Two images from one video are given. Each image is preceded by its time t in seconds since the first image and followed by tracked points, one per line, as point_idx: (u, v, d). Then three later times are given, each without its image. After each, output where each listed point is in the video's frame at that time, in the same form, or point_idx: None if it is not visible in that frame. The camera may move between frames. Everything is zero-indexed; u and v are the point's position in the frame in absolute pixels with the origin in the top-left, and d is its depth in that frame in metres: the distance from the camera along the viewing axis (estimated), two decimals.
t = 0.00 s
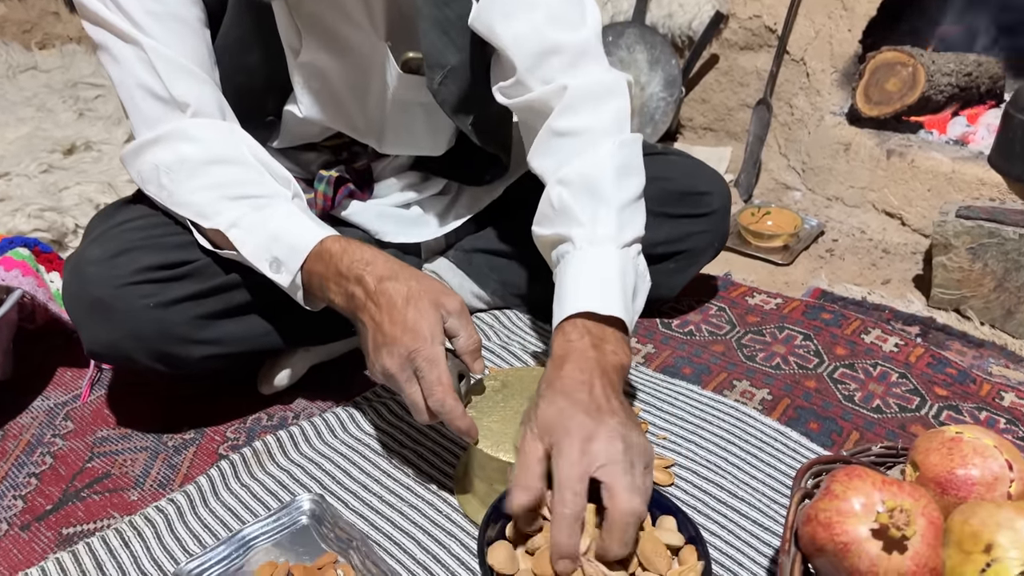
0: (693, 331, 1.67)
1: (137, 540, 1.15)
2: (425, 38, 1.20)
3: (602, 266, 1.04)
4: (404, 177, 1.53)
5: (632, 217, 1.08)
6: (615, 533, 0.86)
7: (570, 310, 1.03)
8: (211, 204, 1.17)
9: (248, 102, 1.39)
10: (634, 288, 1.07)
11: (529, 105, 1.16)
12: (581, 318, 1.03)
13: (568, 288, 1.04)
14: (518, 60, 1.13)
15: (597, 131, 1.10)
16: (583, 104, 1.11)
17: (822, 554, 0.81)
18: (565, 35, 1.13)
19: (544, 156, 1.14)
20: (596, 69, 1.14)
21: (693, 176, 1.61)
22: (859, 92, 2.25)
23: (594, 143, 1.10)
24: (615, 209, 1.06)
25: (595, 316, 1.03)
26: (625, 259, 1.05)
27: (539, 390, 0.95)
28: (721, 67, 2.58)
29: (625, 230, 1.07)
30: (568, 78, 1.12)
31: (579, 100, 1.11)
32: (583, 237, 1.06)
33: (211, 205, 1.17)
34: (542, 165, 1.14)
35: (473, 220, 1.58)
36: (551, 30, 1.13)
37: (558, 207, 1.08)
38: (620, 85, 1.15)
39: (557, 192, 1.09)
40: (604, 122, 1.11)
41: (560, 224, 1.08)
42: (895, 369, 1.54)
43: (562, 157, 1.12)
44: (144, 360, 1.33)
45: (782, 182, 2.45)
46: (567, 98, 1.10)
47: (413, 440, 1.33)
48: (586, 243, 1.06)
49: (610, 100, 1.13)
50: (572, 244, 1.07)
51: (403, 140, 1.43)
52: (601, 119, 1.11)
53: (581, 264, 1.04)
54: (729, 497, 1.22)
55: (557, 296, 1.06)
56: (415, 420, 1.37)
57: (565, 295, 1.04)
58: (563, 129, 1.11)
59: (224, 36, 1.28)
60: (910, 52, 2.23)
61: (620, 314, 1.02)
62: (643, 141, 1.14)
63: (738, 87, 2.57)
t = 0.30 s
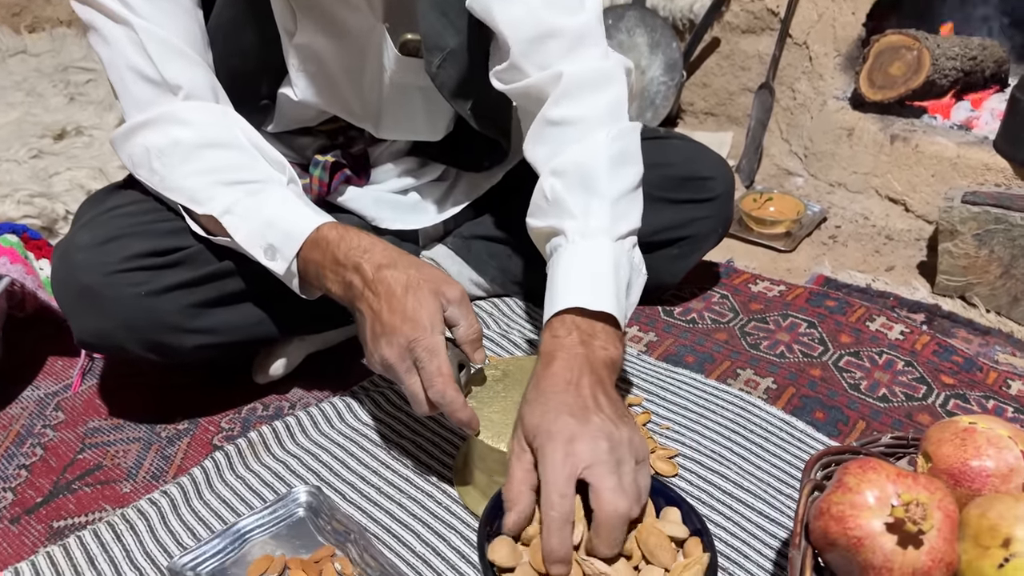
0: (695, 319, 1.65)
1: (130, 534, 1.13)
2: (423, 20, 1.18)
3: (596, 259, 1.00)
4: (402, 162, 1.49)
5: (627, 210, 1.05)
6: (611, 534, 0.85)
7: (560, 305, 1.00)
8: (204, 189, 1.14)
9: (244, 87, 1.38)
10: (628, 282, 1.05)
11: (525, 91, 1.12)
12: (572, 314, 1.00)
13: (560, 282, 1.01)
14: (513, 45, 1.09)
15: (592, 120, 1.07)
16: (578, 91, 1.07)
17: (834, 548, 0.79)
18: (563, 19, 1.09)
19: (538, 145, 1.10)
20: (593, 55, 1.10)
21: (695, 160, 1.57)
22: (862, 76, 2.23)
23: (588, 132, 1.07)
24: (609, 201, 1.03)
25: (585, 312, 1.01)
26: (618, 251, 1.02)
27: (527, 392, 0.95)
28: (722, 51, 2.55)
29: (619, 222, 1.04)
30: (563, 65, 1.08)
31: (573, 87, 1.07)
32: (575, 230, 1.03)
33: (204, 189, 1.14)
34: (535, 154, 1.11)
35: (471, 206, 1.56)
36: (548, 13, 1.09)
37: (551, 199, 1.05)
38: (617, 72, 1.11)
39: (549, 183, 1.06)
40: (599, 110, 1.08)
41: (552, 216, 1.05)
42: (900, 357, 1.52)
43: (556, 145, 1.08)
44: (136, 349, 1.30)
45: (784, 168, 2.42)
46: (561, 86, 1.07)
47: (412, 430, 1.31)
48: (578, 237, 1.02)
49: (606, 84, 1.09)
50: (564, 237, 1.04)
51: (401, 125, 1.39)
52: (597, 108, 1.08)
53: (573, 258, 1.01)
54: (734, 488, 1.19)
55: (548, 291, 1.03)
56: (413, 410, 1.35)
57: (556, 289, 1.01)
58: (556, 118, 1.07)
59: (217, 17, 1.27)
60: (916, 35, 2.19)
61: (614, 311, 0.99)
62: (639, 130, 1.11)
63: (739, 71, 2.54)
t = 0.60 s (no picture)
0: (694, 309, 1.64)
1: (123, 527, 1.11)
2: (419, 7, 1.16)
3: (597, 258, 0.99)
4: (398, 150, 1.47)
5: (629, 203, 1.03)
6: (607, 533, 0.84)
7: (563, 307, 0.99)
8: (197, 177, 1.12)
9: (236, 73, 1.36)
10: (633, 280, 1.03)
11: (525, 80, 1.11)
12: (576, 318, 0.99)
13: (562, 280, 1.00)
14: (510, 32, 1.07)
15: (591, 111, 1.05)
16: (576, 81, 1.06)
17: (837, 541, 0.77)
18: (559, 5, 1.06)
19: (537, 138, 1.09)
20: (590, 41, 1.08)
21: (696, 149, 1.56)
22: (862, 64, 2.22)
23: (588, 124, 1.05)
24: (611, 197, 1.01)
25: (590, 313, 0.99)
26: (621, 249, 1.00)
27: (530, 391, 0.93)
28: (721, 38, 2.53)
29: (622, 218, 1.02)
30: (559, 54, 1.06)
31: (571, 79, 1.05)
32: (577, 228, 1.01)
33: (197, 177, 1.12)
34: (535, 149, 1.09)
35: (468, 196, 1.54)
36: None
37: (550, 195, 1.04)
38: (616, 57, 1.08)
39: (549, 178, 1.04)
40: (597, 100, 1.05)
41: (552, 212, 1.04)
42: (901, 347, 1.51)
43: (556, 138, 1.07)
44: (129, 340, 1.29)
45: (783, 157, 2.41)
46: (558, 77, 1.05)
47: (409, 422, 1.29)
48: (580, 235, 1.01)
49: (605, 73, 1.07)
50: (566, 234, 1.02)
51: (397, 112, 1.37)
52: (596, 98, 1.06)
53: (575, 255, 0.99)
54: (735, 480, 1.18)
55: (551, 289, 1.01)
56: (409, 401, 1.33)
57: (558, 288, 1.00)
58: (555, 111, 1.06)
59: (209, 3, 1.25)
60: (917, 22, 2.16)
61: (617, 311, 0.98)
62: (640, 119, 1.09)
63: (738, 59, 2.52)
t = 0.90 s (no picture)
0: (691, 305, 1.63)
1: (118, 523, 1.11)
2: (418, 6, 1.15)
3: (613, 260, 0.99)
4: (395, 147, 1.47)
5: (637, 206, 1.03)
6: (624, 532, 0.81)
7: (577, 309, 0.98)
8: (190, 173, 1.11)
9: (232, 68, 1.36)
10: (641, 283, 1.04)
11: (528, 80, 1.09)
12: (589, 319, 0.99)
13: (573, 281, 0.99)
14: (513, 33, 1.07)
15: (599, 113, 1.04)
16: (586, 81, 1.05)
17: (835, 537, 0.77)
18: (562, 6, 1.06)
19: (543, 137, 1.08)
20: (595, 43, 1.08)
21: (693, 144, 1.55)
22: (859, 59, 2.20)
23: (598, 125, 1.04)
24: (624, 199, 1.01)
25: (603, 316, 0.99)
26: (634, 252, 1.01)
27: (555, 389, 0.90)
28: (718, 33, 2.53)
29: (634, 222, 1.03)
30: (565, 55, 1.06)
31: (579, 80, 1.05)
32: (590, 229, 1.00)
33: (191, 173, 1.11)
34: (538, 150, 1.09)
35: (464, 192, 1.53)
36: None
37: (561, 196, 1.03)
38: (621, 58, 1.08)
39: (559, 180, 1.04)
40: (608, 101, 1.05)
41: (560, 213, 1.03)
42: (897, 343, 1.51)
43: (564, 138, 1.06)
44: (124, 337, 1.28)
45: (780, 152, 2.40)
46: (567, 79, 1.04)
47: (405, 418, 1.29)
48: (593, 236, 1.00)
49: (614, 74, 1.07)
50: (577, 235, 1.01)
51: (393, 110, 1.37)
52: (606, 99, 1.05)
53: (587, 258, 0.99)
54: (731, 475, 1.18)
55: (561, 291, 1.01)
56: (405, 398, 1.33)
57: (570, 291, 0.99)
58: (562, 112, 1.05)
59: None
60: (914, 18, 2.18)
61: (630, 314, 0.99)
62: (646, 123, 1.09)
63: (735, 54, 2.52)
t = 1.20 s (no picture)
0: (685, 305, 1.64)
1: (113, 525, 1.11)
2: (418, 3, 1.16)
3: (639, 240, 1.00)
4: (393, 148, 1.46)
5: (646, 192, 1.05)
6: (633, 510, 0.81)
7: (608, 289, 0.97)
8: (184, 176, 1.11)
9: (228, 68, 1.34)
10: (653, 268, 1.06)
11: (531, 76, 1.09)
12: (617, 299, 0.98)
13: (588, 266, 0.99)
14: (514, 33, 1.07)
15: (610, 104, 1.06)
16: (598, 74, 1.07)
17: (827, 538, 0.78)
18: (567, 9, 1.07)
19: (554, 127, 1.07)
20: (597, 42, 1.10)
21: (688, 146, 1.56)
22: (853, 59, 2.21)
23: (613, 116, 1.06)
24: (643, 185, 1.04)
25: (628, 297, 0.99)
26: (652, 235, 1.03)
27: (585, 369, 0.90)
28: (713, 32, 2.54)
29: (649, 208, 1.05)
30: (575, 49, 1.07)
31: (592, 70, 1.06)
32: (615, 212, 1.01)
33: (185, 175, 1.11)
34: (545, 138, 1.07)
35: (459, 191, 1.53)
36: None
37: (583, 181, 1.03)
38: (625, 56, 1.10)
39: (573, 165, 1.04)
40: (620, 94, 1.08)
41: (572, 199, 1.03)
42: (890, 343, 1.51)
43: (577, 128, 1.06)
44: (118, 340, 1.28)
45: (774, 152, 2.40)
46: (580, 69, 1.05)
47: (401, 418, 1.29)
48: (619, 218, 1.00)
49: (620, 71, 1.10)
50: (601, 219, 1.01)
51: (390, 109, 1.37)
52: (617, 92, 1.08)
53: (604, 239, 0.99)
54: (725, 475, 1.19)
55: (574, 276, 1.00)
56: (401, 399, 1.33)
57: (597, 273, 0.98)
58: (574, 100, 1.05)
59: None
60: (909, 18, 2.18)
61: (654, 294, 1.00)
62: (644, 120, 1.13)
63: (730, 54, 2.53)
